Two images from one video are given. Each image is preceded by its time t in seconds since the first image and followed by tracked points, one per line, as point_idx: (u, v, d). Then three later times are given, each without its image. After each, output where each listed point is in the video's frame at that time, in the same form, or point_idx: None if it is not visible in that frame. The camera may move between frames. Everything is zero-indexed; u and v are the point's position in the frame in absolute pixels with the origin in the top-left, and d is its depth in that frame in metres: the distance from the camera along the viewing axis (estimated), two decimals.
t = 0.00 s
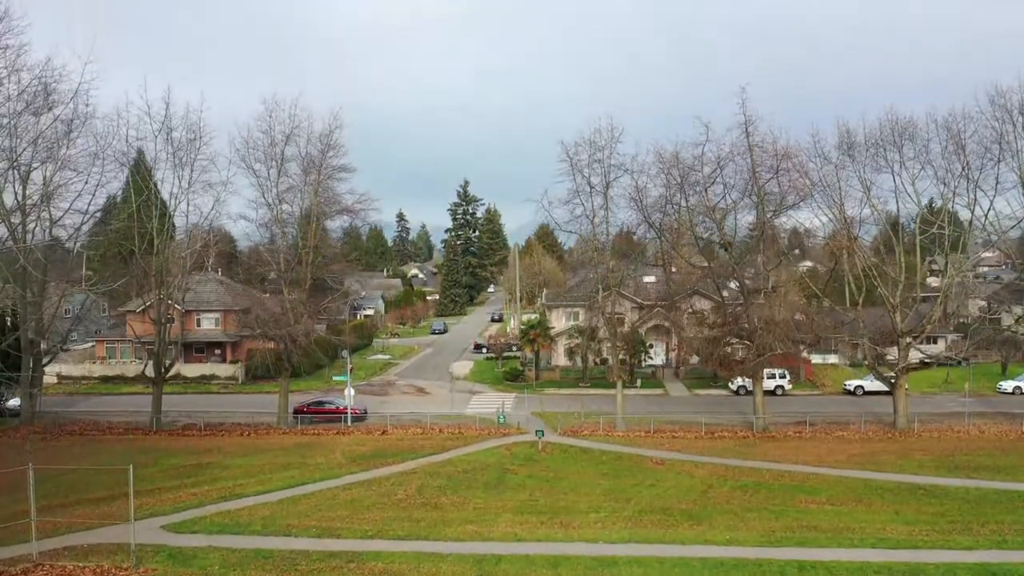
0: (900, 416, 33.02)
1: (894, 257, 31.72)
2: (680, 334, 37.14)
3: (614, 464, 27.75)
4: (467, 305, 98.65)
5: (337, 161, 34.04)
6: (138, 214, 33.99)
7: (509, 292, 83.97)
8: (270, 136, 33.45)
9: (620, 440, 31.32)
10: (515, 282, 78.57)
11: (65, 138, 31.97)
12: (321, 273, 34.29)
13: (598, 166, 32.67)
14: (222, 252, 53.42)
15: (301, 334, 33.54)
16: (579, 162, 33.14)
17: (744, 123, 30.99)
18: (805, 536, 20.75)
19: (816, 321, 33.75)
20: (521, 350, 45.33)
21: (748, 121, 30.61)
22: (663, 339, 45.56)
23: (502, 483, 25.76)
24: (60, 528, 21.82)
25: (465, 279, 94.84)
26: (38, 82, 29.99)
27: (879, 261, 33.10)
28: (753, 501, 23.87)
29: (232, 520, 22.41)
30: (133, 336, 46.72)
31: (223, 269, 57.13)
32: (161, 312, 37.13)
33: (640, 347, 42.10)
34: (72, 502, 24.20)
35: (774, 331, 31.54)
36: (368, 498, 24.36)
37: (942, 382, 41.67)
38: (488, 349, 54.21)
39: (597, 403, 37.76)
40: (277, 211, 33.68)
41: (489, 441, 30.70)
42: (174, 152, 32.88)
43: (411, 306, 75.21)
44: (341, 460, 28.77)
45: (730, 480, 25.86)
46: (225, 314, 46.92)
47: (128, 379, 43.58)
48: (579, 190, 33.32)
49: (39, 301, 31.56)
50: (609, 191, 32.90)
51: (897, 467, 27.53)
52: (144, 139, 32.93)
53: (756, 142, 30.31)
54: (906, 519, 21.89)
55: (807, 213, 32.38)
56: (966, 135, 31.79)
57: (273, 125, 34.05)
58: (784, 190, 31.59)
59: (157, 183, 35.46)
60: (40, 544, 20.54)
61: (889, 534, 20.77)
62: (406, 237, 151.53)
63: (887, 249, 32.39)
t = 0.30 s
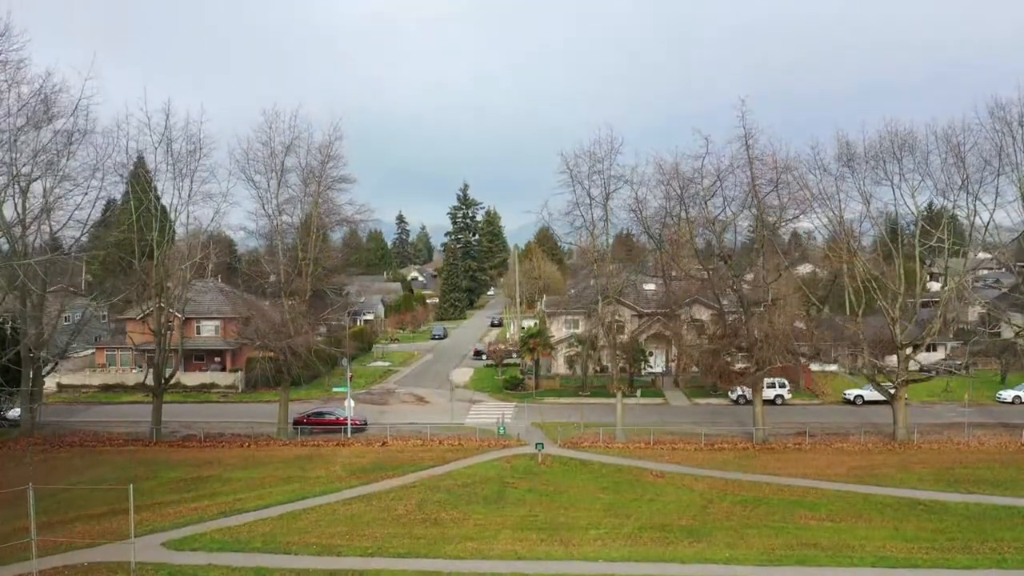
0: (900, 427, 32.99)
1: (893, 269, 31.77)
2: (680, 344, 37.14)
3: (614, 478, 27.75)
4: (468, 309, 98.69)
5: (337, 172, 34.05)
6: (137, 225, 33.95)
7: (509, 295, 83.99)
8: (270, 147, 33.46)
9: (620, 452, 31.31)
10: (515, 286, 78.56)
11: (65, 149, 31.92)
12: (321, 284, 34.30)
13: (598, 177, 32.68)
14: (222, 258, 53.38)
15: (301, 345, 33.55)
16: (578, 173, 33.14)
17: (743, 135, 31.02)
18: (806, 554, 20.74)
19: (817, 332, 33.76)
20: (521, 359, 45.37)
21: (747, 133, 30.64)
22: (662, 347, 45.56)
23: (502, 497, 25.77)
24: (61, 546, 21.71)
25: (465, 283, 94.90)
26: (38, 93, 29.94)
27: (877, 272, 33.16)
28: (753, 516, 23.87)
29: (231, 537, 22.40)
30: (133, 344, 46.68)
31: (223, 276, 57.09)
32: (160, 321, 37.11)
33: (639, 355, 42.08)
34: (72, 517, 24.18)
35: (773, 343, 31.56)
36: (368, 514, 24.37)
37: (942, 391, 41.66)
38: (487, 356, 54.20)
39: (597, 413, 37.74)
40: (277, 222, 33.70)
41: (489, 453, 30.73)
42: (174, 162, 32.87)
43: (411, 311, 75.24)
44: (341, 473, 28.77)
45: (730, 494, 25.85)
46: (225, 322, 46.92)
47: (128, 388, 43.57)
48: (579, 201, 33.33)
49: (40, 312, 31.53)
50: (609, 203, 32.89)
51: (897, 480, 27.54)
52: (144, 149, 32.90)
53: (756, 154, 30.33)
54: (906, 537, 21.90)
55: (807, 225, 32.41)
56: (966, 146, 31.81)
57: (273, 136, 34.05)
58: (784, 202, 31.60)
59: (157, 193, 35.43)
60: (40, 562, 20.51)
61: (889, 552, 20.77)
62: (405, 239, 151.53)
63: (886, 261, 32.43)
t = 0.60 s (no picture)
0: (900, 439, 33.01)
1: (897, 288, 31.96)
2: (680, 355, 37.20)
3: (614, 491, 27.77)
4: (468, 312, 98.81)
5: (337, 183, 34.11)
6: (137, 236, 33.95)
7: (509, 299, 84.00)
8: (270, 158, 33.56)
9: (620, 464, 31.33)
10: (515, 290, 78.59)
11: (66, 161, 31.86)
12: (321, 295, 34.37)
13: (598, 189, 32.76)
14: (222, 266, 53.41)
15: (301, 356, 33.60)
16: (578, 185, 33.22)
17: (743, 148, 31.10)
18: (806, 573, 20.72)
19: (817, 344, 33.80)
20: (521, 367, 45.38)
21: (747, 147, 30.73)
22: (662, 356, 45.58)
23: (502, 512, 25.78)
24: (58, 563, 21.63)
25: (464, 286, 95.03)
26: (39, 105, 29.94)
27: (876, 283, 33.24)
28: (753, 533, 23.88)
29: (232, 554, 22.39)
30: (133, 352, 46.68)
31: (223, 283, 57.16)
32: (160, 331, 37.14)
33: (639, 365, 42.12)
34: (73, 533, 24.16)
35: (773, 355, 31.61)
36: (368, 529, 24.37)
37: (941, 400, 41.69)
38: (487, 363, 54.25)
39: (597, 423, 37.76)
40: (277, 233, 33.77)
41: (489, 466, 30.76)
42: (174, 174, 32.91)
43: (411, 316, 75.29)
44: (341, 486, 28.79)
45: (730, 509, 25.87)
46: (225, 330, 46.90)
47: (128, 397, 43.59)
48: (580, 213, 33.42)
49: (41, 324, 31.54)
50: (609, 215, 32.98)
51: (897, 493, 27.56)
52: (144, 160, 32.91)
53: (755, 168, 30.44)
54: (906, 554, 21.91)
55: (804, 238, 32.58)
56: (966, 158, 31.84)
57: (273, 147, 34.11)
58: (784, 216, 31.70)
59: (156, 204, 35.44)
60: None
61: (889, 571, 20.78)
62: (405, 241, 151.67)
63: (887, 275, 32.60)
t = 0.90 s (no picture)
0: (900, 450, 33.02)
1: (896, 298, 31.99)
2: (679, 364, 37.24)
3: (614, 505, 27.79)
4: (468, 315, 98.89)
5: (337, 194, 34.17)
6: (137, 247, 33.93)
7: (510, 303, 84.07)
8: (271, 169, 33.61)
9: (620, 476, 31.36)
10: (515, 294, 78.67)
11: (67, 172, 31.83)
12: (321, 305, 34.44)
13: (598, 201, 32.86)
14: (223, 272, 53.45)
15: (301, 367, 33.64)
16: (578, 196, 33.30)
17: (742, 160, 31.19)
18: None
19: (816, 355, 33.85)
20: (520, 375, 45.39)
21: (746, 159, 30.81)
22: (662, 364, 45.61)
23: (502, 527, 25.81)
24: None
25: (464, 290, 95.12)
26: (40, 117, 29.92)
27: (876, 293, 33.30)
28: (752, 548, 23.91)
29: (232, 571, 22.42)
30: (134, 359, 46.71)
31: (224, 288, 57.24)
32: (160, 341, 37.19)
33: (640, 374, 42.14)
34: (73, 548, 24.17)
35: (772, 366, 31.66)
36: (369, 544, 24.38)
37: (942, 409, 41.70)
38: (487, 369, 54.28)
39: (597, 433, 37.79)
40: (277, 244, 33.84)
41: (489, 478, 30.78)
42: (174, 185, 32.93)
43: (411, 320, 75.35)
44: (341, 499, 28.82)
45: (729, 524, 25.89)
46: (225, 337, 46.92)
47: (128, 405, 43.61)
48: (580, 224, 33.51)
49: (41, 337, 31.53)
50: (609, 226, 33.07)
51: (897, 507, 27.59)
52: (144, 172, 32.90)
53: (755, 180, 30.53)
54: (906, 571, 21.93)
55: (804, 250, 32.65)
56: (966, 170, 31.88)
57: (273, 159, 34.17)
58: (784, 228, 31.78)
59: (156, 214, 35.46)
60: None
61: None
62: (405, 244, 151.80)
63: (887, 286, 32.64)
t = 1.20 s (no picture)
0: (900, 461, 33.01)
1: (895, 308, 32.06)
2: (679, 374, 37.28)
3: (613, 518, 27.81)
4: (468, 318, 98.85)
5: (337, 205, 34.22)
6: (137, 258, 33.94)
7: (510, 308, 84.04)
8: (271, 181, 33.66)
9: (620, 488, 31.38)
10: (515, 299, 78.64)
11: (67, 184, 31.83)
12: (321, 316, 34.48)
13: (598, 212, 32.90)
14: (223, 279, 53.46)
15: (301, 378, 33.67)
16: (579, 207, 33.34)
17: (742, 171, 31.24)
18: None
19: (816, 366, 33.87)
20: (520, 384, 45.35)
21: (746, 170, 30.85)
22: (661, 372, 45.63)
23: (502, 541, 25.82)
24: None
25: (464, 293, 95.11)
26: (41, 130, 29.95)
27: (875, 303, 33.37)
28: (752, 564, 23.92)
29: None
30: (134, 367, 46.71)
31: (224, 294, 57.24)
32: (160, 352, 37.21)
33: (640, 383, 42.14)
34: (74, 563, 24.18)
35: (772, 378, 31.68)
36: (369, 560, 24.39)
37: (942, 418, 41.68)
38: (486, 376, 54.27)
39: (597, 442, 37.80)
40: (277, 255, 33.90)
41: (489, 490, 30.79)
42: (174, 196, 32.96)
43: (411, 325, 75.35)
44: (342, 512, 28.84)
45: (729, 538, 25.90)
46: (225, 344, 46.89)
47: (128, 414, 43.60)
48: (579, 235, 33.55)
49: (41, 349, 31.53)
50: (609, 237, 33.12)
51: (897, 521, 27.60)
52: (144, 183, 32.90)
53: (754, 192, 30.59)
54: None
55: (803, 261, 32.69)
56: (966, 182, 31.93)
57: (273, 170, 34.22)
58: (784, 239, 31.82)
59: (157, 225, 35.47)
60: None
61: None
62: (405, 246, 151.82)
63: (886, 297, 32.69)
